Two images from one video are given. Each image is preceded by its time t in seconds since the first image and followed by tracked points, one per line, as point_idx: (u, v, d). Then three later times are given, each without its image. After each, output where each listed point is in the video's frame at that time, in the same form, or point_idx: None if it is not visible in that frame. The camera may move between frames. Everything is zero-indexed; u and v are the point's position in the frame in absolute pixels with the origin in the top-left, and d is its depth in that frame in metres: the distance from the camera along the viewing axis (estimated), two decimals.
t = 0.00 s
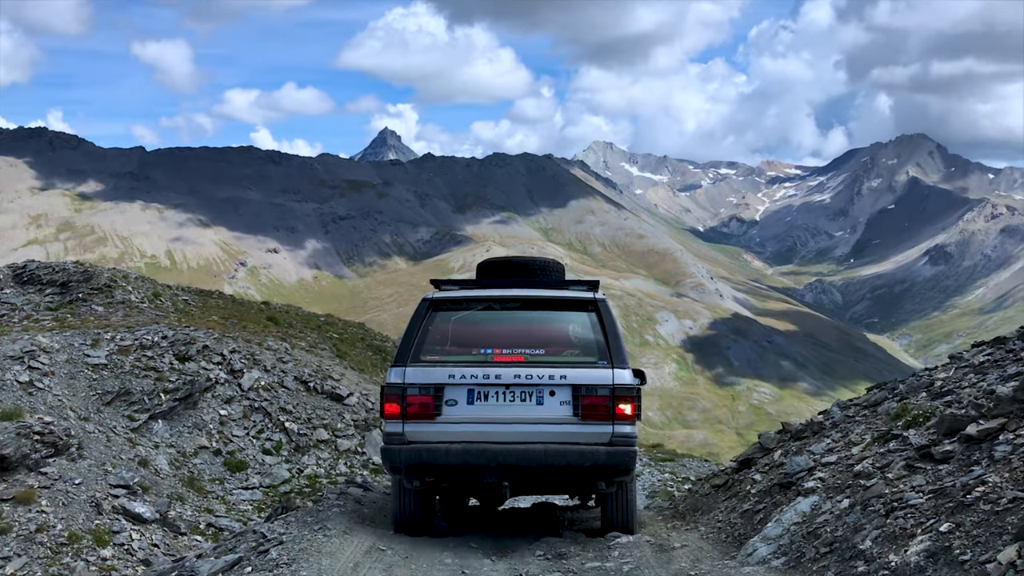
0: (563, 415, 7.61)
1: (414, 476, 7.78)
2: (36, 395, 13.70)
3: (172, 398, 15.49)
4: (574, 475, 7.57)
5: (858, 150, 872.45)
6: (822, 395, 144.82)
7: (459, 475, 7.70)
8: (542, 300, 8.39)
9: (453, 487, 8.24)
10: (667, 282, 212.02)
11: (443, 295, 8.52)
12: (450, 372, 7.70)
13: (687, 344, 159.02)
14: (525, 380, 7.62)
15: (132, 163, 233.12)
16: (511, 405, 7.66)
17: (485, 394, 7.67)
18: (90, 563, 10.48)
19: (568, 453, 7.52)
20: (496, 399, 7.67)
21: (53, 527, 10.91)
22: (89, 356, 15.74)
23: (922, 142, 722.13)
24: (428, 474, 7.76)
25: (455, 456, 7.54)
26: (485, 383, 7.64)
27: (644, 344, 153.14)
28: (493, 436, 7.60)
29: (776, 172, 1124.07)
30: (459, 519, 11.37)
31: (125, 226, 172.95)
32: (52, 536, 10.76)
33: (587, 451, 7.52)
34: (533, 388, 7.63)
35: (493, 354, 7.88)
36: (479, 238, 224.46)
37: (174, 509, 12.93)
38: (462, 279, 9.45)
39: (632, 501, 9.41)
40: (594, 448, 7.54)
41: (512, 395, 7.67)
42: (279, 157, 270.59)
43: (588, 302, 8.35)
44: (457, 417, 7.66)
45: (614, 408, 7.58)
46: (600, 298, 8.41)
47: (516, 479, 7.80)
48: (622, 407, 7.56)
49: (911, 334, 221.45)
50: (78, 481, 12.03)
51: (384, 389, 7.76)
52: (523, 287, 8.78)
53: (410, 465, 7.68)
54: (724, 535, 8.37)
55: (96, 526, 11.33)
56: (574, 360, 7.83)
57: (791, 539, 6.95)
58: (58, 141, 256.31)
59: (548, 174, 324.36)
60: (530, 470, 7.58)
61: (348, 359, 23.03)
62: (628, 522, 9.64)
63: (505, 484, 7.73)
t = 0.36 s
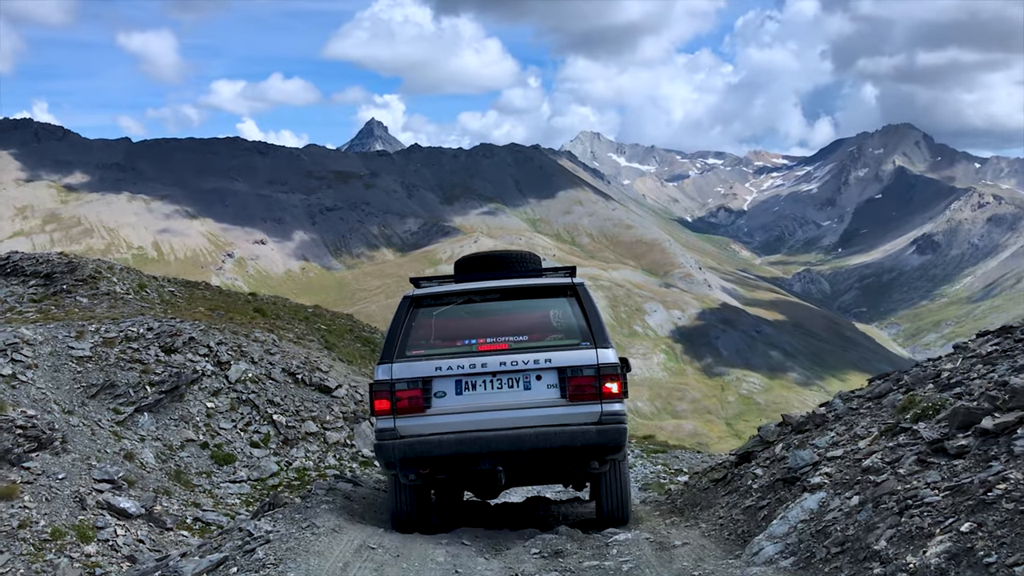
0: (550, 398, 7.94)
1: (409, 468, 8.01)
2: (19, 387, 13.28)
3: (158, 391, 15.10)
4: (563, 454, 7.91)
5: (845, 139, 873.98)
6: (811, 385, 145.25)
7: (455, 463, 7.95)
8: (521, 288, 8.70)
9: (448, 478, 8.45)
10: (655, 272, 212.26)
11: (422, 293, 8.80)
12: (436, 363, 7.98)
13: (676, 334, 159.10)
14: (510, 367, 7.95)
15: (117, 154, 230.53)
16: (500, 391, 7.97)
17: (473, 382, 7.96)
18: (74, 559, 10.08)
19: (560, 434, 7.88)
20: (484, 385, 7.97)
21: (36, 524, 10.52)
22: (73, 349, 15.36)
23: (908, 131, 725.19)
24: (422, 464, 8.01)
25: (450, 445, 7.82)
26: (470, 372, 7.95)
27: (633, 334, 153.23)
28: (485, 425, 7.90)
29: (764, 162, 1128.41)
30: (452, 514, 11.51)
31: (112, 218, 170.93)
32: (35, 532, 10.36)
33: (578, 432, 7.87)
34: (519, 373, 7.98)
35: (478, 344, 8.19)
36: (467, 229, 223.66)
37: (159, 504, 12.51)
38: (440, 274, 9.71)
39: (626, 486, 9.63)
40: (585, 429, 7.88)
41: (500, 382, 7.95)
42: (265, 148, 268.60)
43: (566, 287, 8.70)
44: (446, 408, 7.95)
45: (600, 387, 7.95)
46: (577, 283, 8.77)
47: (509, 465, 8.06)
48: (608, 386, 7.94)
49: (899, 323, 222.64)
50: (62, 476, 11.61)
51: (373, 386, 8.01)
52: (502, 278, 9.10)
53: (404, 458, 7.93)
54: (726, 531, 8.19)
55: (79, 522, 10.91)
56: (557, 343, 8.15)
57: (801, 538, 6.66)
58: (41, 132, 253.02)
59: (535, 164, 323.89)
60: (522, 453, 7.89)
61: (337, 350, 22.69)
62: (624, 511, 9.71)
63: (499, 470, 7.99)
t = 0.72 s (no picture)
0: (550, 385, 7.86)
1: (406, 455, 7.90)
2: None
3: (140, 381, 14.60)
4: (564, 442, 7.81)
5: (829, 130, 877.05)
6: (793, 372, 145.86)
7: (455, 449, 7.83)
8: (525, 277, 8.61)
9: (447, 465, 8.34)
10: (640, 261, 212.21)
11: (424, 280, 8.68)
12: (438, 350, 7.88)
13: (660, 323, 159.27)
14: (512, 353, 7.85)
15: (99, 143, 227.71)
16: (502, 377, 7.88)
17: (473, 370, 7.88)
18: (53, 555, 9.66)
19: (558, 421, 7.79)
20: (487, 372, 7.88)
21: (15, 519, 10.09)
22: (54, 339, 14.89)
23: (891, 120, 727.98)
24: (422, 452, 7.91)
25: (449, 432, 7.74)
26: (471, 360, 7.85)
27: (618, 323, 153.20)
28: (485, 413, 7.80)
29: (748, 151, 1129.78)
30: (446, 506, 11.29)
31: (95, 208, 168.62)
32: (12, 527, 9.97)
33: (577, 418, 7.77)
34: (521, 360, 7.88)
35: (479, 331, 8.10)
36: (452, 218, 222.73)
37: (141, 498, 12.02)
38: (441, 263, 9.58)
39: (623, 473, 9.66)
40: (584, 416, 7.79)
41: (500, 369, 7.88)
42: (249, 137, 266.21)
43: (568, 276, 8.61)
44: (446, 393, 7.86)
45: (600, 375, 7.87)
46: (579, 273, 8.68)
47: (507, 453, 7.91)
48: (608, 374, 7.86)
49: (881, 311, 224.31)
50: (42, 470, 11.18)
51: (373, 371, 7.93)
52: (504, 267, 8.99)
53: (403, 444, 7.83)
54: (729, 527, 7.87)
55: (58, 517, 10.48)
56: (559, 332, 8.06)
57: (811, 534, 6.36)
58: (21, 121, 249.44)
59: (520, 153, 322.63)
60: (521, 441, 7.80)
61: (322, 341, 22.28)
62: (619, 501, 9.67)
63: (497, 456, 7.87)
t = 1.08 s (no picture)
0: (536, 367, 7.99)
1: (396, 442, 7.97)
2: None
3: (117, 371, 14.05)
4: (551, 422, 7.93)
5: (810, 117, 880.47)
6: (774, 358, 146.83)
7: (443, 434, 7.92)
8: (505, 263, 8.71)
9: (436, 451, 8.42)
10: (622, 248, 212.34)
11: (407, 268, 8.76)
12: (423, 337, 7.98)
13: (642, 309, 159.65)
14: (495, 337, 7.98)
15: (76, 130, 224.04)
16: (488, 361, 8.00)
17: (459, 354, 7.98)
18: (26, 552, 9.16)
19: (546, 404, 7.89)
20: (473, 356, 7.99)
21: None
22: (29, 329, 14.33)
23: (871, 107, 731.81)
24: (409, 437, 8.00)
25: (436, 417, 7.82)
26: (457, 344, 7.95)
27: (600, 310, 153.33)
28: (472, 396, 7.91)
29: (729, 137, 1128.09)
30: (433, 494, 11.29)
31: (72, 195, 165.96)
32: None
33: (565, 400, 7.89)
34: (506, 343, 8.00)
35: (465, 315, 8.20)
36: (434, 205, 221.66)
37: (119, 491, 11.52)
38: (424, 250, 9.68)
39: (611, 461, 9.61)
40: (570, 397, 7.91)
41: (486, 353, 8.00)
42: (228, 124, 263.08)
43: (550, 261, 8.73)
44: (433, 379, 7.94)
45: (587, 354, 8.00)
46: (560, 257, 8.81)
47: (496, 437, 8.04)
48: (594, 354, 8.00)
49: (861, 298, 226.03)
50: (15, 462, 10.68)
51: (357, 359, 8.00)
52: (486, 252, 9.10)
53: (393, 429, 7.88)
54: (732, 522, 7.53)
55: (30, 512, 9.93)
56: (542, 314, 8.19)
57: (824, 533, 5.98)
58: None
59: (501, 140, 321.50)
60: (509, 423, 7.89)
61: (303, 329, 21.69)
62: (607, 486, 9.65)
63: (486, 440, 7.99)
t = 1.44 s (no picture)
0: (532, 356, 7.73)
1: (387, 423, 7.72)
2: None
3: (94, 357, 13.51)
4: (545, 412, 7.69)
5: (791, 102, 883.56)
6: (757, 342, 147.70)
7: (434, 419, 7.69)
8: (505, 250, 8.45)
9: (430, 438, 8.19)
10: (606, 233, 212.40)
11: (404, 252, 8.51)
12: (418, 319, 7.75)
13: (626, 293, 159.80)
14: (491, 322, 7.75)
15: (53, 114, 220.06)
16: (482, 346, 7.77)
17: (453, 338, 7.76)
18: None
19: (539, 391, 7.65)
20: (467, 342, 7.76)
21: None
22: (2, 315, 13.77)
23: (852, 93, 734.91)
24: (401, 420, 7.75)
25: (428, 400, 7.58)
26: (451, 329, 7.73)
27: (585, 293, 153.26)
28: (465, 380, 7.66)
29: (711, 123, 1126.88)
30: (424, 485, 11.02)
31: (52, 179, 163.16)
32: None
33: (558, 388, 7.65)
34: (501, 329, 7.76)
35: (461, 301, 7.96)
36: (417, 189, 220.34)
37: (96, 480, 11.00)
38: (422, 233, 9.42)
39: (602, 453, 9.37)
40: (564, 385, 7.67)
41: (480, 338, 7.77)
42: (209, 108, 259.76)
43: (550, 250, 8.48)
44: (426, 362, 7.73)
45: (581, 346, 7.78)
46: (560, 246, 8.56)
47: (488, 423, 7.81)
48: (589, 345, 7.77)
49: (843, 282, 227.53)
50: None
51: (352, 340, 7.78)
52: (485, 238, 8.82)
53: (383, 412, 7.65)
54: (734, 520, 7.17)
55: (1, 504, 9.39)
56: (537, 303, 7.94)
57: (833, 534, 5.63)
58: None
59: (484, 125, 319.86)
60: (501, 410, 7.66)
61: (283, 315, 21.11)
62: (596, 476, 9.42)
63: (476, 425, 7.76)
